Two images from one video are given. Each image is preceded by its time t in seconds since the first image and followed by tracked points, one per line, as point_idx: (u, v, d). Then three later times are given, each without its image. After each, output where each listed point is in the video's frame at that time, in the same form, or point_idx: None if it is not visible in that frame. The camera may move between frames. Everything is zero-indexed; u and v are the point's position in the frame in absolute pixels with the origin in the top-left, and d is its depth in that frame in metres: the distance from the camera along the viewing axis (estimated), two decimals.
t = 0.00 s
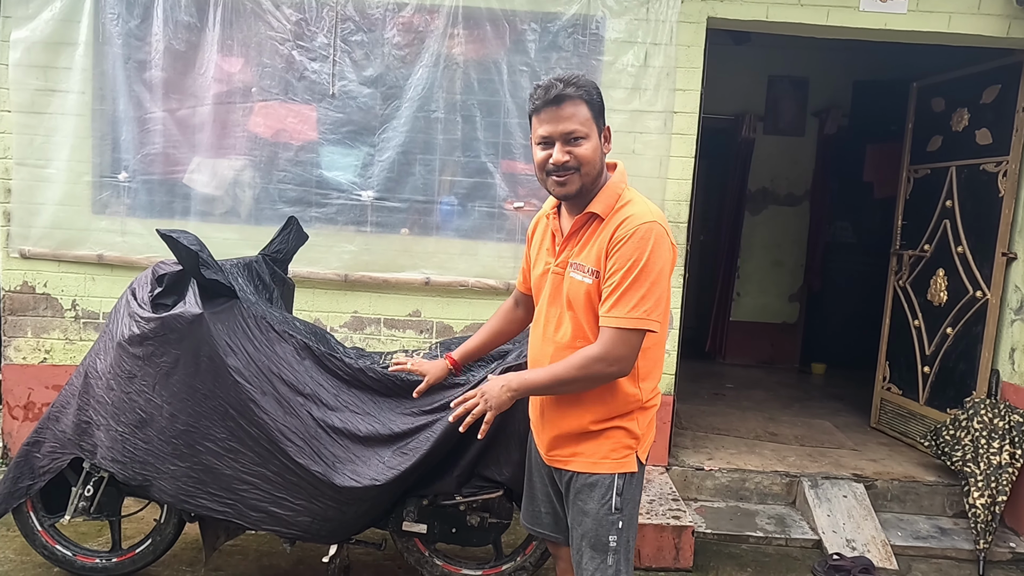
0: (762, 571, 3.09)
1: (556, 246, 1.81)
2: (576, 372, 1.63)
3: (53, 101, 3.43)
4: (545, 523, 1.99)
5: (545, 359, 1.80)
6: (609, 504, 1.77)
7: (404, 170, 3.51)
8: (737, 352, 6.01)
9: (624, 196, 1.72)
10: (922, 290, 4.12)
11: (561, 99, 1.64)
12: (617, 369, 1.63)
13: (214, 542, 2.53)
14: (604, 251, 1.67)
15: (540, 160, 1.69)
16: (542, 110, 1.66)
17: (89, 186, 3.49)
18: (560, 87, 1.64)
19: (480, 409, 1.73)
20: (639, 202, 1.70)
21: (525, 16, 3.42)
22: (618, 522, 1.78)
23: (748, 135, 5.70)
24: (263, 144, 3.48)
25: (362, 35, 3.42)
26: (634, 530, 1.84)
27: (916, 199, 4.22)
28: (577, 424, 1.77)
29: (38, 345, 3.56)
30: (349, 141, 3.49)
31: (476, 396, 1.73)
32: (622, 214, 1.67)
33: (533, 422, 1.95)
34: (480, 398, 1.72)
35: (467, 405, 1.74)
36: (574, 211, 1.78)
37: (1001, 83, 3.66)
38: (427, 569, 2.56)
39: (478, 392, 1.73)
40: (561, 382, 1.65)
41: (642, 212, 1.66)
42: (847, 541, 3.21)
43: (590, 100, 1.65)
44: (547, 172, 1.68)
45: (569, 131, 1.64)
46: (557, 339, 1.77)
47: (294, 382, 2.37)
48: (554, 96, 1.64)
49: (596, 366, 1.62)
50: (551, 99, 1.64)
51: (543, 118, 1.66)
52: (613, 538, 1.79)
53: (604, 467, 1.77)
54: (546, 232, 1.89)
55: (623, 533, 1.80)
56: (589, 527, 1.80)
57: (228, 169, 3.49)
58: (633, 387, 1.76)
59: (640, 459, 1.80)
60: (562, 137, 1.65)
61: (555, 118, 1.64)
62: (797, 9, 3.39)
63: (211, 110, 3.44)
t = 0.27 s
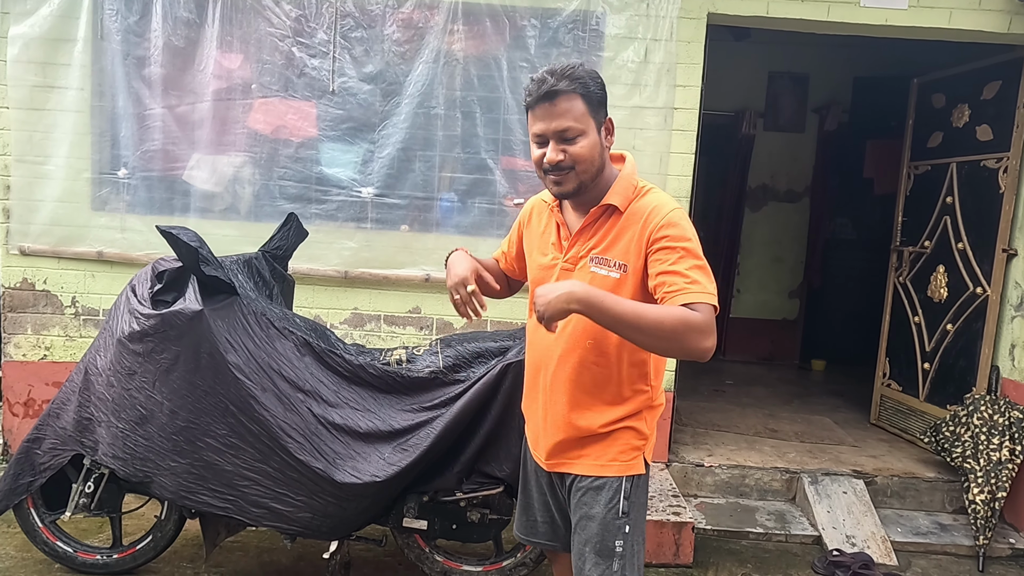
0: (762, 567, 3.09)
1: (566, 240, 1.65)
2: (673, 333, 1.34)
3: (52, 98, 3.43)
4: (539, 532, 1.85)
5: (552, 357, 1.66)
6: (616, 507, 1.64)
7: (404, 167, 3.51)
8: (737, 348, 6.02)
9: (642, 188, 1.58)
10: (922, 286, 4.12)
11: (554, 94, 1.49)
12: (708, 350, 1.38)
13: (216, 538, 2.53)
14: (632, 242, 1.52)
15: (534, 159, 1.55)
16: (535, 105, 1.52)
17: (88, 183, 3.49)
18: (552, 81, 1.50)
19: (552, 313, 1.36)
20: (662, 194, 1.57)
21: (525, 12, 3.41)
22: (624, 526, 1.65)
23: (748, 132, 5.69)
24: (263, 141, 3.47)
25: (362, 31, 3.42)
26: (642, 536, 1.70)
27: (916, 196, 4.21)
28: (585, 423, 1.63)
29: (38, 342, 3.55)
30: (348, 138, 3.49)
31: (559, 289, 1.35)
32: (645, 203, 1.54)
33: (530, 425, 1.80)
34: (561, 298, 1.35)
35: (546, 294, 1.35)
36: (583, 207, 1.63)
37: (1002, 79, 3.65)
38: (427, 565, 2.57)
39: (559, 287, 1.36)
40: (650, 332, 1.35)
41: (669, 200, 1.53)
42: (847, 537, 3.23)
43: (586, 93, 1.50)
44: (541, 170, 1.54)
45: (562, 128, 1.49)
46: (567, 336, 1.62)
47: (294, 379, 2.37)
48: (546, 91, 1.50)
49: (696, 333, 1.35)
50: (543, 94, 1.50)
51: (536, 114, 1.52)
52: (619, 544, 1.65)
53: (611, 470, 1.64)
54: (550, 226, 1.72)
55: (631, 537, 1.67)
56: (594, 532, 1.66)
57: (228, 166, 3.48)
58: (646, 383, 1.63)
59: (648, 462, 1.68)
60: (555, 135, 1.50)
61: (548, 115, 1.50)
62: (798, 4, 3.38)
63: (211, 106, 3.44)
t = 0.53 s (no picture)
0: (763, 566, 3.09)
1: (581, 238, 1.58)
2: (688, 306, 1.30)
3: (53, 96, 3.43)
4: (539, 543, 1.79)
5: (568, 364, 1.56)
6: (634, 516, 1.57)
7: (405, 165, 3.51)
8: (738, 347, 6.02)
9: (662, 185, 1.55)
10: (924, 285, 4.12)
11: (548, 105, 1.43)
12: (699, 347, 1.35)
13: (218, 536, 2.53)
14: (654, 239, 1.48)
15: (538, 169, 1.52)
16: (531, 115, 1.47)
17: (90, 181, 3.49)
18: (545, 90, 1.43)
19: (603, 184, 1.28)
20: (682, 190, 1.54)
21: (526, 11, 3.41)
22: (642, 536, 1.57)
23: (749, 130, 5.68)
24: (265, 139, 3.47)
25: (363, 29, 3.41)
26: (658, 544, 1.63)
27: (918, 194, 4.21)
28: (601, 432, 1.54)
29: (40, 340, 3.56)
30: (350, 136, 3.49)
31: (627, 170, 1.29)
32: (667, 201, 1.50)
33: (538, 431, 1.70)
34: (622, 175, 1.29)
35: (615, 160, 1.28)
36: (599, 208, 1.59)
37: (1004, 77, 3.65)
38: (428, 563, 2.57)
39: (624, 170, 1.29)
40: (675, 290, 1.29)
41: (691, 198, 1.50)
42: (848, 535, 3.23)
43: (581, 97, 1.44)
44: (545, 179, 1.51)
45: (560, 139, 1.44)
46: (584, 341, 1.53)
47: (296, 377, 2.38)
48: (539, 103, 1.44)
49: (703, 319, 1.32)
50: (537, 105, 1.45)
51: (533, 126, 1.47)
52: (636, 553, 1.57)
53: (629, 480, 1.56)
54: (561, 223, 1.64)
55: (648, 546, 1.59)
56: (609, 543, 1.58)
57: (229, 164, 3.48)
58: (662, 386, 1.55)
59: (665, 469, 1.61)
60: (554, 146, 1.45)
61: (546, 126, 1.45)
62: (800, 2, 3.37)
63: (212, 104, 3.44)
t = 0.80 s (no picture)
0: (763, 568, 3.09)
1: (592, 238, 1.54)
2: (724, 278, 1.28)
3: (56, 95, 3.43)
4: (535, 551, 1.73)
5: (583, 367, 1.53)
6: (641, 529, 1.55)
7: (407, 165, 3.51)
8: (739, 349, 6.03)
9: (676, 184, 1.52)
10: (925, 287, 4.12)
11: (561, 109, 1.40)
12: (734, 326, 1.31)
13: (218, 535, 2.53)
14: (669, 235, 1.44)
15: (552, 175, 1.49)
16: (547, 123, 1.43)
17: (91, 181, 3.49)
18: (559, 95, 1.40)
19: (632, 144, 1.28)
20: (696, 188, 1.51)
21: (528, 12, 3.41)
22: (649, 549, 1.55)
23: (751, 132, 5.69)
24: (267, 139, 3.47)
25: (366, 30, 3.42)
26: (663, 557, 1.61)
27: (919, 197, 4.21)
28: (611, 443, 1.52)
29: (41, 339, 3.56)
30: (352, 137, 3.49)
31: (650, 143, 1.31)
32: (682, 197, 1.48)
33: (544, 435, 1.66)
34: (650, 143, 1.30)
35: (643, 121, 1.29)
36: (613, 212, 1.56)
37: (1005, 80, 3.65)
38: (428, 564, 2.57)
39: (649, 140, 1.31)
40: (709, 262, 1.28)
41: (706, 194, 1.47)
42: (848, 537, 3.23)
43: (598, 103, 1.41)
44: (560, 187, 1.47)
45: (575, 145, 1.40)
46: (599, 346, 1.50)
47: (297, 376, 2.38)
48: (552, 108, 1.41)
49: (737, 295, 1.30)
50: (550, 111, 1.41)
51: (546, 131, 1.44)
52: (643, 566, 1.55)
53: (637, 492, 1.54)
54: (569, 222, 1.61)
55: (654, 561, 1.56)
56: (615, 555, 1.56)
57: (231, 163, 3.49)
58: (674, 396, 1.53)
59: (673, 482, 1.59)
60: (568, 152, 1.42)
61: (560, 132, 1.41)
62: (801, 4, 3.38)
63: (214, 104, 3.44)
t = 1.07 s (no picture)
0: (761, 570, 3.09)
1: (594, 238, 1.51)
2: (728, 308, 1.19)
3: (55, 97, 3.43)
4: (534, 562, 1.69)
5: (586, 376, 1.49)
6: (643, 538, 1.52)
7: (406, 167, 3.52)
8: (738, 351, 6.04)
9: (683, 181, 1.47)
10: (923, 289, 4.12)
11: (591, 82, 1.37)
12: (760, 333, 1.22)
13: (216, 537, 2.53)
14: (673, 234, 1.40)
15: (567, 157, 1.43)
16: (570, 97, 1.39)
17: (90, 182, 3.49)
18: (588, 67, 1.36)
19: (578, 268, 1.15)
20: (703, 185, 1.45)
21: (527, 14, 3.41)
22: (651, 557, 1.53)
23: (749, 134, 5.69)
24: (266, 141, 3.48)
25: (365, 32, 3.42)
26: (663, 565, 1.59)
27: (917, 199, 4.22)
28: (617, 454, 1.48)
29: (39, 340, 3.56)
30: (351, 138, 3.49)
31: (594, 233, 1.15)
32: (686, 192, 1.43)
33: (544, 445, 1.61)
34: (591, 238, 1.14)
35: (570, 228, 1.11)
36: (619, 208, 1.52)
37: (1003, 82, 3.66)
38: (426, 566, 2.56)
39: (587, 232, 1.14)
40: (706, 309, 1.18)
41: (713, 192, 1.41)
42: (846, 539, 3.23)
43: (626, 82, 1.38)
44: (576, 167, 1.42)
45: (600, 121, 1.37)
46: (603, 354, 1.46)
47: (296, 378, 2.38)
48: (581, 80, 1.37)
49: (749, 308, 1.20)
50: (578, 84, 1.37)
51: (569, 107, 1.39)
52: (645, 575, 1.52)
53: (643, 503, 1.51)
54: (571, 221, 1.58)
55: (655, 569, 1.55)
56: (616, 565, 1.52)
57: (230, 165, 3.49)
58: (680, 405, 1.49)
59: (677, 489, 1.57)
60: (592, 129, 1.38)
61: (585, 107, 1.37)
62: (799, 7, 3.38)
63: (213, 106, 3.44)
